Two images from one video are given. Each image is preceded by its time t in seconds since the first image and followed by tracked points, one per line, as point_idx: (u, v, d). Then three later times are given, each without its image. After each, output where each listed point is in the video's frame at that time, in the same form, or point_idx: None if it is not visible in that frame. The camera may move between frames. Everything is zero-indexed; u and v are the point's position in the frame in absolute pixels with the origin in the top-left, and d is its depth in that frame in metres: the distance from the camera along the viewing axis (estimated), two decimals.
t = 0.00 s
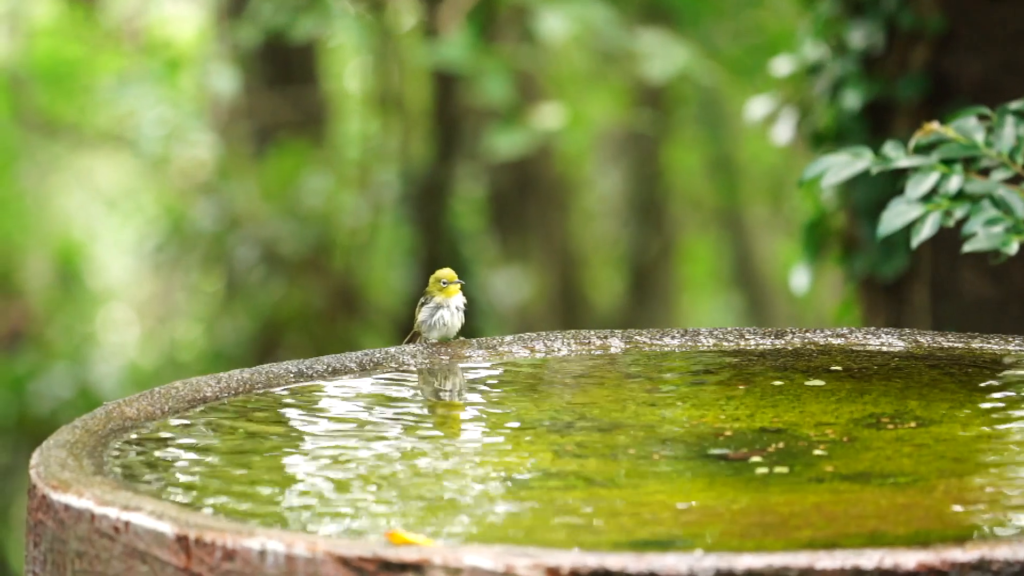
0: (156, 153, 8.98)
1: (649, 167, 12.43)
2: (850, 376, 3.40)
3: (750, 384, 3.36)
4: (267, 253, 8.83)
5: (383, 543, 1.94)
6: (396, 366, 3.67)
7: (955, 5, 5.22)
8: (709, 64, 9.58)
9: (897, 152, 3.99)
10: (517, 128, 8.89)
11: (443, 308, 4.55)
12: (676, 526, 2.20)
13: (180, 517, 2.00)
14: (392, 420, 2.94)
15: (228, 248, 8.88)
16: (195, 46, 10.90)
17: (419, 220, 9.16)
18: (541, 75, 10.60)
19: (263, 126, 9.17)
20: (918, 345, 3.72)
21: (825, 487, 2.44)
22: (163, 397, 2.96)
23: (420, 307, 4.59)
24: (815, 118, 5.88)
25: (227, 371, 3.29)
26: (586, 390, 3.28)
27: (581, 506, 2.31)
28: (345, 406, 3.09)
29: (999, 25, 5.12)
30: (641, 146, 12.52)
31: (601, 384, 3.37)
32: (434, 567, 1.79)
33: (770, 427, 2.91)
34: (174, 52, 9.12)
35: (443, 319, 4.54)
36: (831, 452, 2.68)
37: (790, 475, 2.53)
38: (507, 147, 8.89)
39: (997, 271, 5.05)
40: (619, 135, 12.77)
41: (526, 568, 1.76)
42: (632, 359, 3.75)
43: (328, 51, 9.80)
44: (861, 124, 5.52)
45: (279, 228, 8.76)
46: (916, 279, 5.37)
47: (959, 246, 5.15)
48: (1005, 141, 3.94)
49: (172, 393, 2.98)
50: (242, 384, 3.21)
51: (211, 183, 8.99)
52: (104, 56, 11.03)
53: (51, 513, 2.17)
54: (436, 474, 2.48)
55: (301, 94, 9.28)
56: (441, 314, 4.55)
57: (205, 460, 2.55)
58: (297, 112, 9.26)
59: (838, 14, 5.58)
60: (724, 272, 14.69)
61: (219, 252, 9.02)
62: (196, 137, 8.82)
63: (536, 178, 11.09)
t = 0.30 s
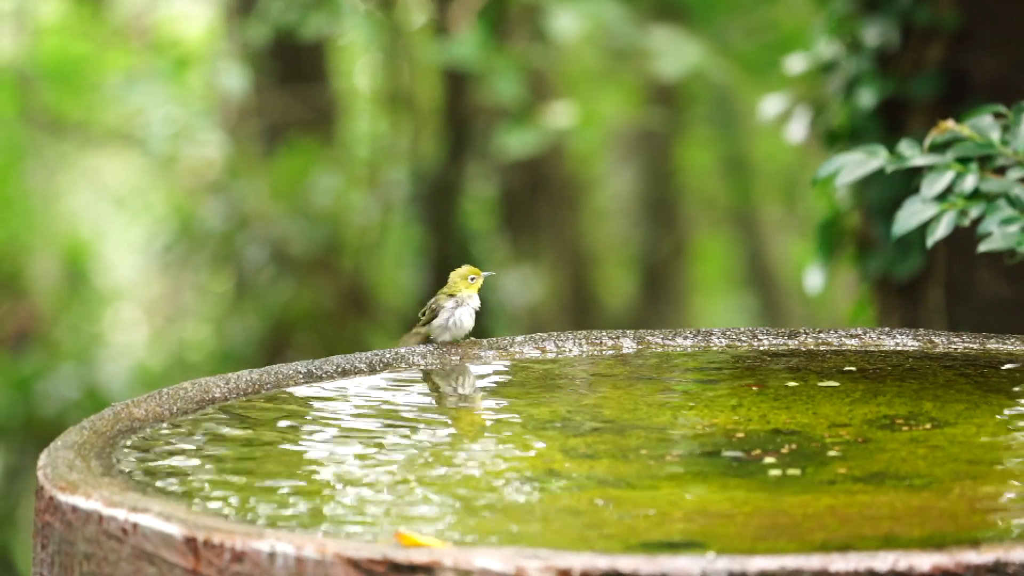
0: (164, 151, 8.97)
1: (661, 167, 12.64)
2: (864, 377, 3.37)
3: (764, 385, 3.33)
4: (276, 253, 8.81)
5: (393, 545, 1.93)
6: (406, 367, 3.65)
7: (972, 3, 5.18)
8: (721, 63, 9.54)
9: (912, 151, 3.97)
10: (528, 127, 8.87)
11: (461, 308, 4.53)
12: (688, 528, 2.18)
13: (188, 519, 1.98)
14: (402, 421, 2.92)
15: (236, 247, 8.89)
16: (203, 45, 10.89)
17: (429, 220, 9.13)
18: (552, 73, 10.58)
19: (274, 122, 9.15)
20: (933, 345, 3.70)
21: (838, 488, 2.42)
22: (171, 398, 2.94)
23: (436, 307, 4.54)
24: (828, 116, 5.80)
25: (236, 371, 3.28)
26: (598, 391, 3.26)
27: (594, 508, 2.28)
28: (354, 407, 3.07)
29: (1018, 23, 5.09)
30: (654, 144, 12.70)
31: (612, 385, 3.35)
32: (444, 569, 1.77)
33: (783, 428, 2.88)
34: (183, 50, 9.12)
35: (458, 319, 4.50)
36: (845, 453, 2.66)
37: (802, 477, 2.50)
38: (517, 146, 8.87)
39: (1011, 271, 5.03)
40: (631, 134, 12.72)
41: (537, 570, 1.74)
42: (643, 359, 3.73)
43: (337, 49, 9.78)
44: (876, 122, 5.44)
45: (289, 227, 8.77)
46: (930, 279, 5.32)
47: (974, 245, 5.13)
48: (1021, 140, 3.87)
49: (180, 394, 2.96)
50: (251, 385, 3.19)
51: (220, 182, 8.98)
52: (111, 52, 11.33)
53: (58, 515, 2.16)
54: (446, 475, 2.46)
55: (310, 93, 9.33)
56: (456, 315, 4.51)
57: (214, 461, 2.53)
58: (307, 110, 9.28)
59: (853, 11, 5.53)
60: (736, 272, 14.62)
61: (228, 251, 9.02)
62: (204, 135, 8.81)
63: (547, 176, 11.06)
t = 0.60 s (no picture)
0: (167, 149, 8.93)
1: (673, 164, 12.25)
2: (878, 378, 3.33)
3: (776, 386, 3.29)
4: (281, 252, 8.77)
5: (399, 549, 1.89)
6: (412, 369, 3.62)
7: None
8: (734, 59, 9.45)
9: (927, 148, 3.92)
10: (538, 124, 8.82)
11: (470, 306, 4.50)
12: (699, 531, 2.14)
13: (192, 523, 1.95)
14: (409, 423, 2.89)
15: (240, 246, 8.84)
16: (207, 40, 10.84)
17: (437, 217, 9.10)
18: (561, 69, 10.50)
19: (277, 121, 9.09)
20: (948, 346, 3.66)
21: (851, 491, 2.38)
22: (174, 400, 2.91)
23: (446, 302, 4.50)
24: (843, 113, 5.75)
25: (240, 372, 3.25)
26: (607, 392, 3.23)
27: (606, 512, 2.25)
28: (360, 409, 3.04)
29: None
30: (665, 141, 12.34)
31: (622, 386, 3.31)
32: (451, 574, 1.74)
33: (796, 430, 2.84)
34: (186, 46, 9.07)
35: (467, 317, 4.49)
36: (859, 456, 2.62)
37: (815, 480, 2.46)
38: (526, 143, 8.82)
39: None
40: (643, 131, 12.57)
41: (546, 575, 1.70)
42: (654, 360, 3.70)
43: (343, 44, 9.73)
44: (891, 119, 5.39)
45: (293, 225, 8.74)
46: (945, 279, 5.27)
47: (990, 244, 5.08)
48: None
49: (183, 395, 2.93)
50: (255, 386, 3.16)
51: (224, 179, 8.99)
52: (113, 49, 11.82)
53: (59, 519, 2.12)
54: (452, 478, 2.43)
55: (315, 90, 9.30)
56: (467, 313, 4.49)
57: (216, 463, 2.50)
58: (312, 107, 9.25)
59: (868, 6, 5.44)
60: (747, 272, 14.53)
61: (231, 250, 8.98)
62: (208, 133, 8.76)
63: (557, 174, 11.09)
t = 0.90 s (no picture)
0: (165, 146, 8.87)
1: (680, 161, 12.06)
2: (890, 380, 3.28)
3: (786, 388, 3.24)
4: (282, 251, 8.74)
5: (401, 554, 1.85)
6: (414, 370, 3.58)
7: None
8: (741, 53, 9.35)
9: (940, 145, 3.88)
10: (541, 121, 8.78)
11: (474, 306, 4.47)
12: (707, 535, 2.10)
13: (189, 526, 1.91)
14: (411, 426, 2.85)
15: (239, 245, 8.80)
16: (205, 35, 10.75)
17: (439, 215, 8.98)
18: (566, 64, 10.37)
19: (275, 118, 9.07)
20: (961, 347, 3.60)
21: (861, 495, 2.33)
22: (172, 401, 2.87)
23: (449, 303, 4.46)
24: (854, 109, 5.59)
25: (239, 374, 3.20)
26: (614, 394, 3.18)
27: (614, 515, 2.20)
28: (362, 411, 3.00)
29: None
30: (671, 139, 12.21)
31: (628, 387, 3.27)
32: None
33: (806, 433, 2.79)
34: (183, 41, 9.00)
35: (471, 317, 4.45)
36: (869, 459, 2.57)
37: (825, 484, 2.41)
38: (530, 140, 8.78)
39: None
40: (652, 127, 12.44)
41: None
42: (661, 361, 3.65)
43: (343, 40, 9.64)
44: (903, 115, 5.32)
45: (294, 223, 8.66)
46: (958, 279, 5.21)
47: (1005, 243, 5.02)
48: None
49: (181, 397, 2.88)
50: (254, 388, 3.12)
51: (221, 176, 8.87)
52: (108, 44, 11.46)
53: (55, 523, 2.08)
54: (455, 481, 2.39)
55: (315, 86, 9.28)
56: (471, 313, 4.45)
57: (215, 466, 2.46)
58: (313, 103, 9.25)
59: None
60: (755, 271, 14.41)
61: (229, 251, 8.91)
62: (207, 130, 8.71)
63: (559, 173, 11.08)
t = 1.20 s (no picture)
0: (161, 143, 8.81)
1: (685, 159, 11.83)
2: (898, 382, 3.24)
3: (793, 389, 3.21)
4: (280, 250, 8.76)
5: (401, 557, 1.81)
6: (414, 371, 3.55)
7: None
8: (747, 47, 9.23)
9: (949, 142, 3.82)
10: (543, 118, 8.73)
11: (475, 305, 4.43)
12: (711, 539, 2.06)
13: (185, 530, 1.87)
14: (410, 427, 2.82)
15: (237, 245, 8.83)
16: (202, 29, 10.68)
17: (440, 214, 8.91)
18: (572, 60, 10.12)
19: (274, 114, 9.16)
20: (971, 347, 3.56)
21: (869, 498, 2.29)
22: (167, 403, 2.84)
23: (450, 302, 4.42)
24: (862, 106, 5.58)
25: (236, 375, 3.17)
26: (617, 395, 3.15)
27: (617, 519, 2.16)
28: (362, 412, 2.97)
29: None
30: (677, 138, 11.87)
31: (632, 388, 3.23)
32: None
33: (812, 435, 2.75)
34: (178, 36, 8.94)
35: (472, 316, 4.41)
36: (877, 462, 2.53)
37: (832, 486, 2.38)
38: (533, 138, 8.72)
39: None
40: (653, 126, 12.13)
41: None
42: (665, 362, 3.61)
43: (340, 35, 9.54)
44: (911, 111, 5.29)
45: (291, 222, 8.75)
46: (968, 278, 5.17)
47: (1017, 243, 4.94)
48: None
49: (177, 399, 2.85)
50: (252, 389, 3.09)
51: (218, 174, 8.94)
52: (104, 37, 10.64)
53: (49, 526, 2.05)
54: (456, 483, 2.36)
55: (313, 80, 9.31)
56: (472, 312, 4.42)
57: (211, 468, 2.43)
58: (313, 99, 9.28)
59: None
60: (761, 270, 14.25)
61: (227, 249, 8.92)
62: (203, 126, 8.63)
63: (563, 170, 10.75)
